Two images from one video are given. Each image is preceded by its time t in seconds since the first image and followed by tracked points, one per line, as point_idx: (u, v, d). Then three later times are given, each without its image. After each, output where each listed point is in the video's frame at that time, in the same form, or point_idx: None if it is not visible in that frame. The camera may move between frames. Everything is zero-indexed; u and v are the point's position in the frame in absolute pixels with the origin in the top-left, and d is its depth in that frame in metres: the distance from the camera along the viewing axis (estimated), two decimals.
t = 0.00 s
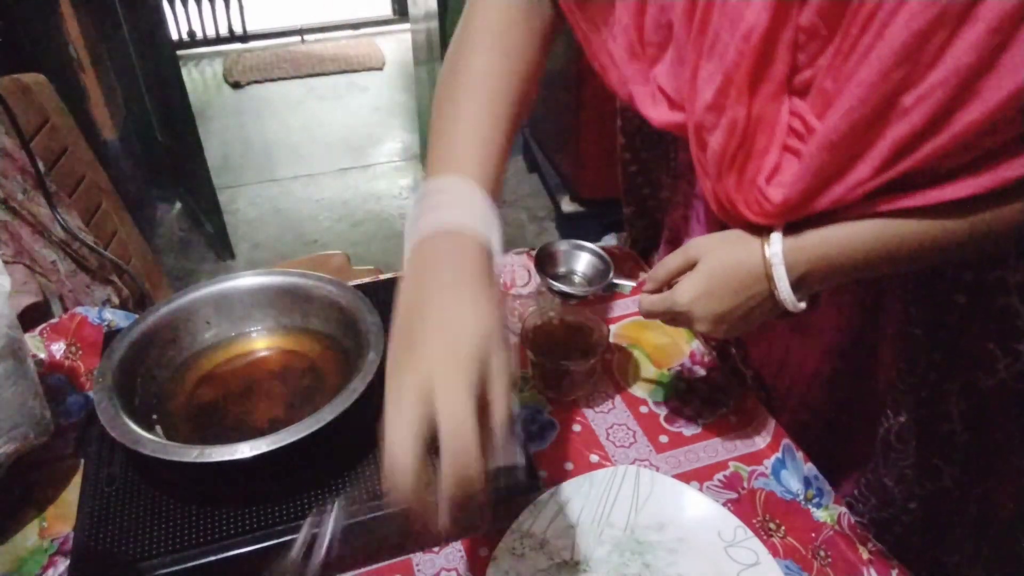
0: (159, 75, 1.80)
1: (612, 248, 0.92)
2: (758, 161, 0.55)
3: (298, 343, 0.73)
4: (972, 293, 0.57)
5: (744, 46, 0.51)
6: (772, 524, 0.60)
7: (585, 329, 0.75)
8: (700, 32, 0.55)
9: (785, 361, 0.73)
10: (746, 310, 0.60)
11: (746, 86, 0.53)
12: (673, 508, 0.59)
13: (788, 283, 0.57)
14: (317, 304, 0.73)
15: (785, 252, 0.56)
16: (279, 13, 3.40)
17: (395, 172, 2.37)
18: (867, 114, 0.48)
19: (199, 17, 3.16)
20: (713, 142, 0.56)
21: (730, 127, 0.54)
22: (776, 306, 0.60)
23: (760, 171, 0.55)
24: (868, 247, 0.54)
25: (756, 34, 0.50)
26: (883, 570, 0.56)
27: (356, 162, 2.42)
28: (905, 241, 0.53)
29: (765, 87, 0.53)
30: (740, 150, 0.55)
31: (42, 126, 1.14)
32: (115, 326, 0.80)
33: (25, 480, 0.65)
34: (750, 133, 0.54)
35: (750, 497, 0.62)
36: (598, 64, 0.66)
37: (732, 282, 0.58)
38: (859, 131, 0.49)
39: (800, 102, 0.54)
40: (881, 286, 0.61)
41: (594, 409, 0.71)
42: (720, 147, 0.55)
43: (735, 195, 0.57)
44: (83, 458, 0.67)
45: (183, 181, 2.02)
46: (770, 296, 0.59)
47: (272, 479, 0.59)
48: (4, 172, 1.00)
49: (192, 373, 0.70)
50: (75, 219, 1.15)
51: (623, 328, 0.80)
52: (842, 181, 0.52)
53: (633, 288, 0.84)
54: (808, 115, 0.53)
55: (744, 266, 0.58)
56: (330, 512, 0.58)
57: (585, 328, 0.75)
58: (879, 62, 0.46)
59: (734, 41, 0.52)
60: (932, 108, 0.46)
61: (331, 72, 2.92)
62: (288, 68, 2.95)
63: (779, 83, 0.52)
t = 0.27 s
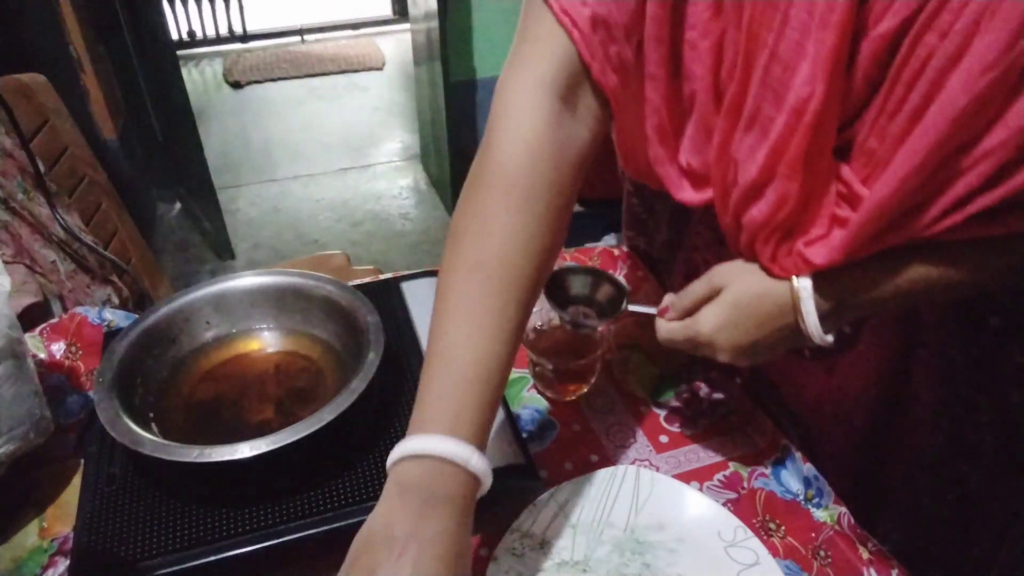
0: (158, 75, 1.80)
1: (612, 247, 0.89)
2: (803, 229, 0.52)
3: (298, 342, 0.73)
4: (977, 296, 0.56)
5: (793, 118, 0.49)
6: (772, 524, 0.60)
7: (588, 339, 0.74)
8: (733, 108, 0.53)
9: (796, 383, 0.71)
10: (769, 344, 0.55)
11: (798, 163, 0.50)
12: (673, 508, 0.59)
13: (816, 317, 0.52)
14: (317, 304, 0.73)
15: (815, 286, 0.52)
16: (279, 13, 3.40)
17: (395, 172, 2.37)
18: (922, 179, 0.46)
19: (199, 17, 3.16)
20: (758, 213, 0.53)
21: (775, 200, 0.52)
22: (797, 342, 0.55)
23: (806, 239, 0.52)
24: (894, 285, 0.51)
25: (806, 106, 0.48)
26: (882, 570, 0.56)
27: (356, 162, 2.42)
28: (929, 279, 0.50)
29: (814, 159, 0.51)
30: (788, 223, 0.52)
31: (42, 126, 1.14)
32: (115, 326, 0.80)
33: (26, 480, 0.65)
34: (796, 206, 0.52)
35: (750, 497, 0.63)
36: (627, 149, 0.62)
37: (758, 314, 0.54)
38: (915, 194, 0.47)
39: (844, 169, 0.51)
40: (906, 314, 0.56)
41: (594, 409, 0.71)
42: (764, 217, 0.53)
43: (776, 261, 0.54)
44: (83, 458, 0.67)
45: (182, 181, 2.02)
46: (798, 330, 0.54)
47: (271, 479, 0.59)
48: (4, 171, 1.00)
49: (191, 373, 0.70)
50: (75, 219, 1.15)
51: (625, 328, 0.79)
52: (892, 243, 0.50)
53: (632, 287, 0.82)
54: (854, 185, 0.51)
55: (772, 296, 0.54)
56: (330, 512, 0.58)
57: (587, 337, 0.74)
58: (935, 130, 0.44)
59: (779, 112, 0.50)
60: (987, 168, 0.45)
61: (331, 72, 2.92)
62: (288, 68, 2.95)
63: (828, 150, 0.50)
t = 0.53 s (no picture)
0: (158, 75, 1.80)
1: (612, 247, 0.89)
2: (788, 242, 0.52)
3: (298, 342, 0.73)
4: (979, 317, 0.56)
5: (773, 128, 0.48)
6: (772, 524, 0.60)
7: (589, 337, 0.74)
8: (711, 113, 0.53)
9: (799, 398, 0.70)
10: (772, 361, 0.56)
11: (777, 171, 0.50)
12: (673, 508, 0.59)
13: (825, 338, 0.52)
14: (317, 303, 0.73)
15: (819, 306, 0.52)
16: (279, 13, 3.40)
17: (395, 172, 2.37)
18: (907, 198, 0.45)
19: (199, 17, 3.16)
20: (740, 224, 0.53)
21: (755, 209, 0.52)
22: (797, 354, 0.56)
23: (790, 252, 0.52)
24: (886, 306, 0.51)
25: (783, 116, 0.48)
26: (883, 570, 0.56)
27: (356, 162, 2.42)
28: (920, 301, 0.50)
29: (792, 167, 0.51)
30: (766, 234, 0.53)
31: (42, 126, 1.14)
32: (115, 326, 0.80)
33: (26, 480, 0.65)
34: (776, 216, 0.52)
35: (750, 497, 0.63)
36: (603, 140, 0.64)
37: (762, 335, 0.54)
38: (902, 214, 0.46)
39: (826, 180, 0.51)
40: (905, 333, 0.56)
41: (594, 409, 0.71)
42: (747, 229, 0.53)
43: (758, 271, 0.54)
44: (83, 458, 0.67)
45: (182, 180, 2.02)
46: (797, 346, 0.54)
47: (271, 479, 0.59)
48: (4, 172, 1.00)
49: (192, 373, 0.70)
50: (76, 219, 1.15)
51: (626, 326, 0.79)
52: (879, 262, 0.49)
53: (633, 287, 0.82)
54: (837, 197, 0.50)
55: (774, 320, 0.53)
56: (330, 512, 0.58)
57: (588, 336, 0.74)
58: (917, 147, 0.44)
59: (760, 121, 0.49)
60: (979, 189, 0.44)
61: (331, 72, 2.92)
62: (288, 68, 2.95)
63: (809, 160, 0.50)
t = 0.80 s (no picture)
0: (158, 75, 1.80)
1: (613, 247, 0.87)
2: (701, 181, 0.53)
3: (298, 343, 0.73)
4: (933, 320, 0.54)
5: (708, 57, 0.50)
6: (772, 524, 0.60)
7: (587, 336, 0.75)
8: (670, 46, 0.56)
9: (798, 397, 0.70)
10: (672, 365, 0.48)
11: (698, 100, 0.52)
12: (673, 508, 0.59)
13: (729, 320, 0.46)
14: (317, 304, 0.73)
15: (722, 290, 0.45)
16: (279, 13, 3.40)
17: (395, 172, 2.38)
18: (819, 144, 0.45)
19: (199, 17, 3.16)
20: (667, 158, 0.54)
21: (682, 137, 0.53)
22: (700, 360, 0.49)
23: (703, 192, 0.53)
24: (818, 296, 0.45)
25: (721, 48, 0.50)
26: (882, 570, 0.56)
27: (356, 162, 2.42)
28: (859, 298, 0.44)
29: (720, 101, 0.52)
30: (690, 168, 0.53)
31: (42, 126, 1.14)
32: (115, 326, 0.80)
33: (26, 480, 0.65)
34: (700, 151, 0.53)
35: (750, 498, 0.63)
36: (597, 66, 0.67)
37: (664, 326, 0.46)
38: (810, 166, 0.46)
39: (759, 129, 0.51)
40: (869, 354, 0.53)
41: (594, 409, 0.71)
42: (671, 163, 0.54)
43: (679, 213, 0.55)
44: (83, 458, 0.67)
45: (182, 180, 2.02)
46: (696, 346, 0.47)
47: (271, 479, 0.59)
48: (4, 172, 1.00)
49: (191, 373, 0.70)
50: (75, 218, 1.15)
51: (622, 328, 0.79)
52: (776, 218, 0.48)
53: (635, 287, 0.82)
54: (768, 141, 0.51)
55: (679, 302, 0.46)
56: (330, 512, 0.58)
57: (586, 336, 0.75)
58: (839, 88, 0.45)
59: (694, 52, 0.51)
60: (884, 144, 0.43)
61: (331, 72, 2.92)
62: (288, 68, 2.95)
63: (737, 98, 0.51)
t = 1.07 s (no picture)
0: (158, 75, 1.80)
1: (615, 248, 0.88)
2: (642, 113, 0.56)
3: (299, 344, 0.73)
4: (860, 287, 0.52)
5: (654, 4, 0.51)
6: (772, 524, 0.60)
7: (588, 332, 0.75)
8: None
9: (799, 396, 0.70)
10: (492, 354, 0.53)
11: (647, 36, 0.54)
12: (674, 508, 0.59)
13: (524, 317, 0.50)
14: (318, 304, 0.73)
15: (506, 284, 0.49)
16: (279, 13, 3.40)
17: (395, 172, 2.38)
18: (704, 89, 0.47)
19: (199, 18, 3.16)
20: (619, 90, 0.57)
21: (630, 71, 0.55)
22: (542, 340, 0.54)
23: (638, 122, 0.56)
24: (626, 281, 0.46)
25: None
26: (882, 570, 0.56)
27: (356, 162, 2.42)
28: (694, 282, 0.44)
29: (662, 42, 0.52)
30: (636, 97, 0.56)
31: (42, 127, 1.14)
32: (115, 326, 0.80)
33: (26, 480, 0.65)
34: (645, 82, 0.55)
35: (750, 497, 0.63)
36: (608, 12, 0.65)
37: (458, 326, 0.52)
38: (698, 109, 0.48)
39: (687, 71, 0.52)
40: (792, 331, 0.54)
41: (595, 409, 0.71)
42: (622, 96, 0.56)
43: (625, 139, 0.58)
44: (83, 458, 0.67)
45: (182, 181, 2.02)
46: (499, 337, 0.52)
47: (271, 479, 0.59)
48: (4, 172, 1.00)
49: (191, 373, 0.70)
50: (76, 219, 1.15)
51: (622, 328, 0.80)
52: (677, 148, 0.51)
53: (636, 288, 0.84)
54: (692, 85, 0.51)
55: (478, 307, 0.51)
56: (330, 512, 0.58)
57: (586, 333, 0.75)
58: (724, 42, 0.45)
59: None
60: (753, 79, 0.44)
61: (331, 72, 2.92)
62: (288, 68, 2.95)
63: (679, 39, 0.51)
